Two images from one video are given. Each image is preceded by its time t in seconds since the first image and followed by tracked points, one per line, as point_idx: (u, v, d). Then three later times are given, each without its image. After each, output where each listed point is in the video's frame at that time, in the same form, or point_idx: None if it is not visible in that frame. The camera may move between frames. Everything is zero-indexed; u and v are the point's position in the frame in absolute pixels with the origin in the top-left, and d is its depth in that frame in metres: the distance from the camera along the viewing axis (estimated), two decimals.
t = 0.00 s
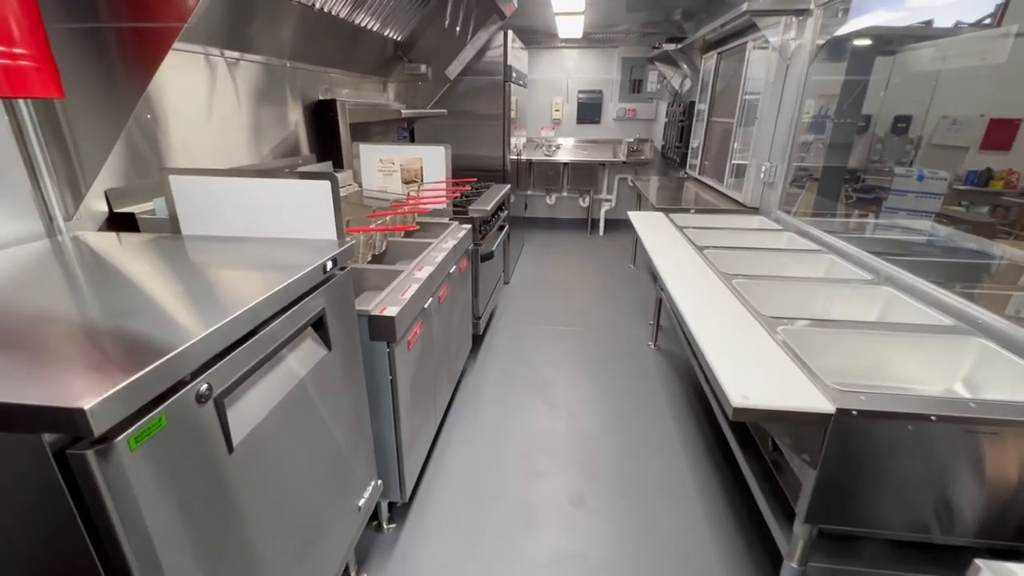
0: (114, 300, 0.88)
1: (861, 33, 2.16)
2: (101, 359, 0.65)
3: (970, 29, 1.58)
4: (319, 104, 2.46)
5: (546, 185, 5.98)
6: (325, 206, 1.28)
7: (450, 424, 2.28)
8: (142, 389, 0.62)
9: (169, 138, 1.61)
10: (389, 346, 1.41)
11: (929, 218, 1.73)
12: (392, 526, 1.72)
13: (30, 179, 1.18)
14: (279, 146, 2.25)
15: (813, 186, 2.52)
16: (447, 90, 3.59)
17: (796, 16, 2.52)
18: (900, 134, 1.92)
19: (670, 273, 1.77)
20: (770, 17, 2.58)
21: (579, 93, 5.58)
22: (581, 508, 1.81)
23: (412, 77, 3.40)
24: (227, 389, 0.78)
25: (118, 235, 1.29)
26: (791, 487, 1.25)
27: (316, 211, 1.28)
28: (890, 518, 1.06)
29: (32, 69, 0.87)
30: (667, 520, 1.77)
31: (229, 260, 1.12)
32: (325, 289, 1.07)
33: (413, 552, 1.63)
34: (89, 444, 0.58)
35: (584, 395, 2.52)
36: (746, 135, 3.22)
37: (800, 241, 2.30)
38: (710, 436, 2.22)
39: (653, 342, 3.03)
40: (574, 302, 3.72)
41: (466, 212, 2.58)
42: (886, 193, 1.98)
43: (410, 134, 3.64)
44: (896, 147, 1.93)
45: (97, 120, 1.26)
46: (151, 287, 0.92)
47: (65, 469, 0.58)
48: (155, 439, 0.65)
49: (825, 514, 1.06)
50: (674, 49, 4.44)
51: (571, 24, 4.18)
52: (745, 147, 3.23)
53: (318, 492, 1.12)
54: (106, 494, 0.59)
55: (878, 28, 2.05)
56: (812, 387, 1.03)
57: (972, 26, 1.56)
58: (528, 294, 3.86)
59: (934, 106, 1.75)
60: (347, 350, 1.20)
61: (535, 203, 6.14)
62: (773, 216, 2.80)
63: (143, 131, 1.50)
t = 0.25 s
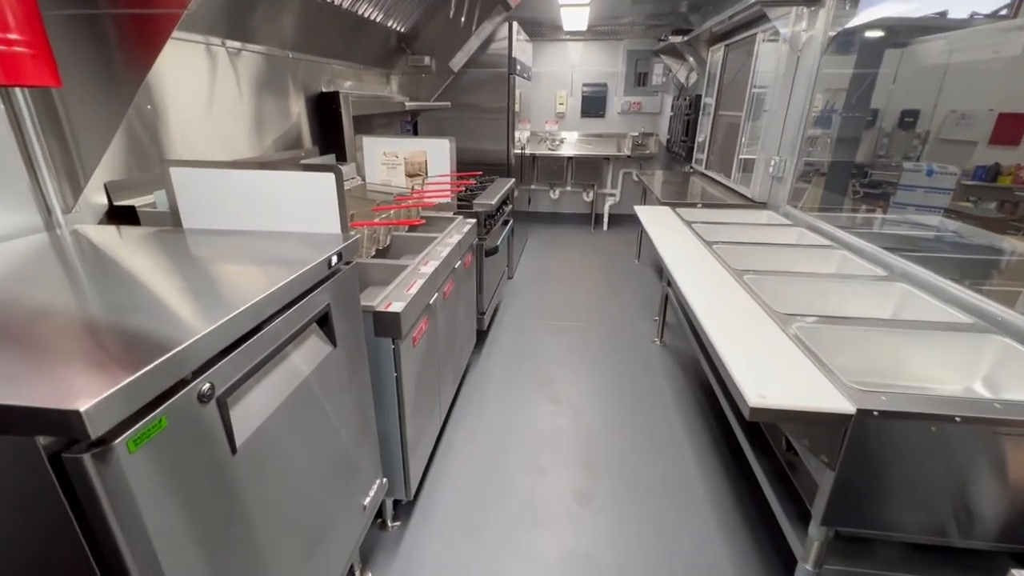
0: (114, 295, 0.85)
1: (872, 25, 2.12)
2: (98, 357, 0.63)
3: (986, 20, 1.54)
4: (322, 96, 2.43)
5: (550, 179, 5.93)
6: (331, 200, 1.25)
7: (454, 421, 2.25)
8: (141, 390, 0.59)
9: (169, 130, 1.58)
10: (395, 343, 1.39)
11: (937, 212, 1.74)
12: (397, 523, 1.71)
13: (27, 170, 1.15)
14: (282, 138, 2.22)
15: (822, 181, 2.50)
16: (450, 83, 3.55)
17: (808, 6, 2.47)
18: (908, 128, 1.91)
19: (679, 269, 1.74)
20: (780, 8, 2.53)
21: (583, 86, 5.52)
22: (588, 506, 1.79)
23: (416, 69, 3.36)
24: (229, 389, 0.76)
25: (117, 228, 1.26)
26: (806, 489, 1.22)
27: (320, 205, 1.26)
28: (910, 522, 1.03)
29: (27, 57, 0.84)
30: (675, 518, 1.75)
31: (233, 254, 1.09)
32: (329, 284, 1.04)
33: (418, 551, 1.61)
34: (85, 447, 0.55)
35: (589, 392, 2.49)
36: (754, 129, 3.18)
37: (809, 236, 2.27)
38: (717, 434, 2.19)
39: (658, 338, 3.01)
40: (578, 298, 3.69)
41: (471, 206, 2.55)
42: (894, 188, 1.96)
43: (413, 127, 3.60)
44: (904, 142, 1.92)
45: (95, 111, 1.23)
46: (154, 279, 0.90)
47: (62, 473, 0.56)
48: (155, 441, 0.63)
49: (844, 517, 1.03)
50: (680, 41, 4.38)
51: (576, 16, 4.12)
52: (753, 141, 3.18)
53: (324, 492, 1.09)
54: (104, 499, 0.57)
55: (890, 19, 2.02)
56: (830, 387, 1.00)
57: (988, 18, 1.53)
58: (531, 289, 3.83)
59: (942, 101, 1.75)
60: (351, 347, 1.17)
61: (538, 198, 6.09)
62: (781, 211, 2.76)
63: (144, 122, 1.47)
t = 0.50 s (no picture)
0: (93, 297, 0.81)
1: (879, 19, 2.07)
2: (63, 367, 0.58)
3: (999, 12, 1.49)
4: (319, 91, 2.38)
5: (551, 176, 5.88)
6: (324, 198, 1.20)
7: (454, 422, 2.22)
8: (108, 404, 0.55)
9: (160, 125, 1.53)
10: (391, 344, 1.35)
11: (944, 209, 1.70)
12: (394, 528, 1.67)
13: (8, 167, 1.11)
14: (278, 134, 2.17)
15: (825, 178, 2.45)
16: (450, 78, 3.50)
17: None
18: (913, 124, 1.87)
19: (684, 269, 1.69)
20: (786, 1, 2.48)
21: (585, 82, 5.46)
22: (589, 510, 1.75)
23: (415, 64, 3.31)
24: (210, 398, 0.71)
25: (105, 227, 1.22)
26: (815, 497, 1.17)
27: (313, 203, 1.21)
28: (924, 535, 0.99)
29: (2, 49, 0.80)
30: (678, 522, 1.71)
31: (221, 253, 1.05)
32: (321, 286, 1.00)
33: (416, 556, 1.58)
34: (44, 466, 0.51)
35: (591, 393, 2.45)
36: (759, 125, 3.12)
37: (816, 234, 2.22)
38: (720, 436, 2.15)
39: (661, 337, 2.96)
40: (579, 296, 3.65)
41: (470, 203, 2.51)
42: (900, 185, 1.93)
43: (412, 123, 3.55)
44: (909, 137, 1.88)
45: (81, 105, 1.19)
46: (135, 281, 0.86)
47: (21, 494, 0.52)
48: (126, 456, 0.58)
49: (856, 529, 0.99)
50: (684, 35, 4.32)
51: (578, 10, 4.06)
52: (757, 137, 3.13)
53: (318, 500, 1.05)
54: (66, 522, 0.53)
55: (898, 12, 1.96)
56: (844, 395, 0.96)
57: (1001, 9, 1.48)
58: (532, 287, 3.79)
59: (948, 97, 1.70)
60: (346, 349, 1.13)
61: (539, 194, 6.04)
62: (787, 208, 2.71)
63: (133, 117, 1.43)
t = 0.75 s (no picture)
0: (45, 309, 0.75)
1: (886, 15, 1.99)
2: None
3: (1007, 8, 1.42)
4: (308, 89, 2.31)
5: (551, 176, 5.81)
6: (305, 201, 1.14)
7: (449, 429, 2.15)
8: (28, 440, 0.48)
9: (139, 124, 1.47)
10: (378, 354, 1.28)
11: (950, 210, 1.65)
12: (383, 543, 1.60)
13: None
14: (268, 134, 2.11)
15: (829, 178, 2.39)
16: (447, 77, 3.43)
17: None
18: (915, 123, 1.82)
19: (686, 274, 1.62)
20: None
21: (585, 81, 5.39)
22: (588, 524, 1.68)
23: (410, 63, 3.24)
24: (161, 426, 0.64)
25: (77, 232, 1.16)
26: (823, 515, 1.11)
27: (294, 206, 1.15)
28: (943, 563, 0.92)
29: None
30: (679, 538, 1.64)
31: (192, 259, 0.99)
32: (297, 295, 0.93)
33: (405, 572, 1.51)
34: None
35: (591, 400, 2.38)
36: (762, 124, 3.05)
37: (821, 236, 2.15)
38: (723, 445, 2.08)
39: (661, 342, 2.89)
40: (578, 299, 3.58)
41: (466, 205, 2.44)
42: (904, 185, 1.87)
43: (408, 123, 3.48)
44: (913, 135, 1.83)
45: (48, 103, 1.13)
46: (92, 291, 0.79)
47: None
48: (55, 497, 0.51)
49: (869, 555, 0.92)
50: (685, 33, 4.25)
51: (577, 8, 3.99)
52: (761, 136, 3.06)
53: (298, 522, 0.98)
54: None
55: (904, 8, 1.89)
56: (859, 414, 0.89)
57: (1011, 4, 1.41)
58: (531, 290, 3.72)
59: (952, 96, 1.65)
60: (326, 360, 1.06)
61: (538, 195, 5.97)
62: (791, 209, 2.63)
63: (109, 117, 1.37)
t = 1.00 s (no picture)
0: None
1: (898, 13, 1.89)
2: None
3: None
4: (296, 90, 2.21)
5: (551, 180, 5.71)
6: (272, 213, 1.06)
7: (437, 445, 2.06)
8: None
9: (106, 126, 1.39)
10: (353, 374, 1.19)
11: (960, 216, 1.57)
12: (364, 572, 1.50)
13: None
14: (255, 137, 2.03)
15: (834, 183, 2.29)
16: (442, 79, 3.35)
17: None
18: (923, 127, 1.75)
19: (685, 287, 1.52)
20: None
21: (586, 84, 5.31)
22: (583, 553, 1.58)
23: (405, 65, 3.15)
24: (60, 482, 0.54)
25: (33, 244, 1.08)
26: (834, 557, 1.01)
27: (261, 219, 1.07)
28: None
29: None
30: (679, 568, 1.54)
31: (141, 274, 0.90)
32: (249, 317, 0.83)
33: None
34: None
35: (587, 414, 2.28)
36: (767, 128, 2.95)
37: (829, 245, 2.05)
38: (725, 464, 1.98)
39: (662, 353, 2.79)
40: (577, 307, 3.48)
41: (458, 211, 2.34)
42: (913, 189, 1.78)
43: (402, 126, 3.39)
44: (920, 140, 1.75)
45: None
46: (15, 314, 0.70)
47: None
48: None
49: None
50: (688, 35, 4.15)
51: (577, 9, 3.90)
52: (765, 140, 2.95)
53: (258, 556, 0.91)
54: None
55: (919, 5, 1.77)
56: (880, 458, 0.79)
57: None
58: (529, 297, 3.62)
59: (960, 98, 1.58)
60: (286, 384, 0.97)
61: (539, 199, 5.88)
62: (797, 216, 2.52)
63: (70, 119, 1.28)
